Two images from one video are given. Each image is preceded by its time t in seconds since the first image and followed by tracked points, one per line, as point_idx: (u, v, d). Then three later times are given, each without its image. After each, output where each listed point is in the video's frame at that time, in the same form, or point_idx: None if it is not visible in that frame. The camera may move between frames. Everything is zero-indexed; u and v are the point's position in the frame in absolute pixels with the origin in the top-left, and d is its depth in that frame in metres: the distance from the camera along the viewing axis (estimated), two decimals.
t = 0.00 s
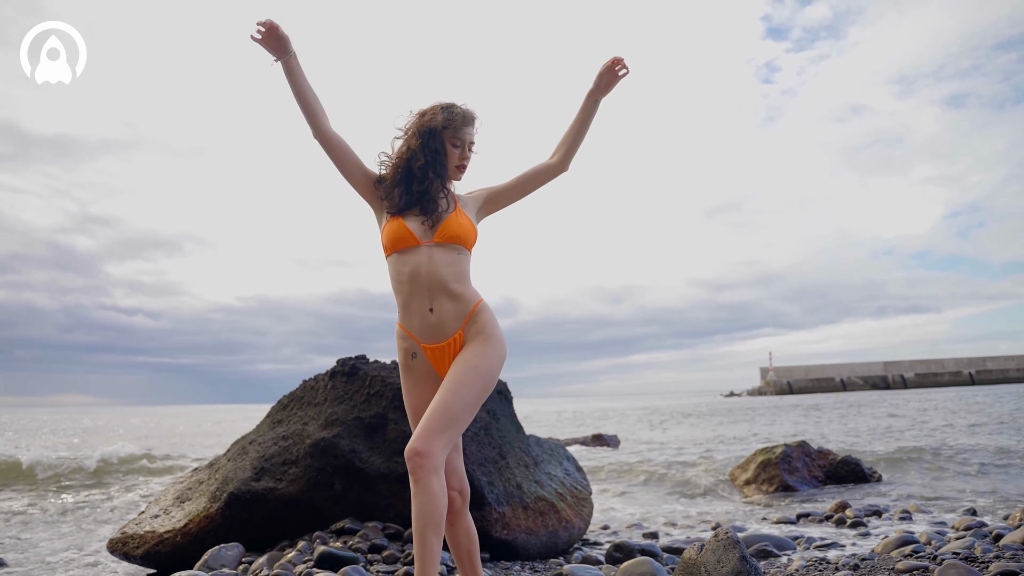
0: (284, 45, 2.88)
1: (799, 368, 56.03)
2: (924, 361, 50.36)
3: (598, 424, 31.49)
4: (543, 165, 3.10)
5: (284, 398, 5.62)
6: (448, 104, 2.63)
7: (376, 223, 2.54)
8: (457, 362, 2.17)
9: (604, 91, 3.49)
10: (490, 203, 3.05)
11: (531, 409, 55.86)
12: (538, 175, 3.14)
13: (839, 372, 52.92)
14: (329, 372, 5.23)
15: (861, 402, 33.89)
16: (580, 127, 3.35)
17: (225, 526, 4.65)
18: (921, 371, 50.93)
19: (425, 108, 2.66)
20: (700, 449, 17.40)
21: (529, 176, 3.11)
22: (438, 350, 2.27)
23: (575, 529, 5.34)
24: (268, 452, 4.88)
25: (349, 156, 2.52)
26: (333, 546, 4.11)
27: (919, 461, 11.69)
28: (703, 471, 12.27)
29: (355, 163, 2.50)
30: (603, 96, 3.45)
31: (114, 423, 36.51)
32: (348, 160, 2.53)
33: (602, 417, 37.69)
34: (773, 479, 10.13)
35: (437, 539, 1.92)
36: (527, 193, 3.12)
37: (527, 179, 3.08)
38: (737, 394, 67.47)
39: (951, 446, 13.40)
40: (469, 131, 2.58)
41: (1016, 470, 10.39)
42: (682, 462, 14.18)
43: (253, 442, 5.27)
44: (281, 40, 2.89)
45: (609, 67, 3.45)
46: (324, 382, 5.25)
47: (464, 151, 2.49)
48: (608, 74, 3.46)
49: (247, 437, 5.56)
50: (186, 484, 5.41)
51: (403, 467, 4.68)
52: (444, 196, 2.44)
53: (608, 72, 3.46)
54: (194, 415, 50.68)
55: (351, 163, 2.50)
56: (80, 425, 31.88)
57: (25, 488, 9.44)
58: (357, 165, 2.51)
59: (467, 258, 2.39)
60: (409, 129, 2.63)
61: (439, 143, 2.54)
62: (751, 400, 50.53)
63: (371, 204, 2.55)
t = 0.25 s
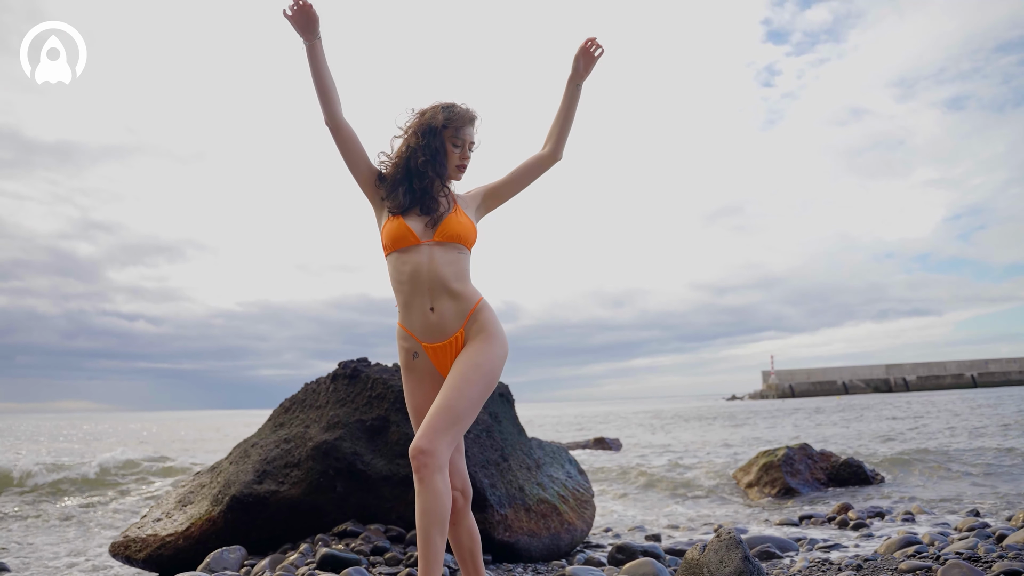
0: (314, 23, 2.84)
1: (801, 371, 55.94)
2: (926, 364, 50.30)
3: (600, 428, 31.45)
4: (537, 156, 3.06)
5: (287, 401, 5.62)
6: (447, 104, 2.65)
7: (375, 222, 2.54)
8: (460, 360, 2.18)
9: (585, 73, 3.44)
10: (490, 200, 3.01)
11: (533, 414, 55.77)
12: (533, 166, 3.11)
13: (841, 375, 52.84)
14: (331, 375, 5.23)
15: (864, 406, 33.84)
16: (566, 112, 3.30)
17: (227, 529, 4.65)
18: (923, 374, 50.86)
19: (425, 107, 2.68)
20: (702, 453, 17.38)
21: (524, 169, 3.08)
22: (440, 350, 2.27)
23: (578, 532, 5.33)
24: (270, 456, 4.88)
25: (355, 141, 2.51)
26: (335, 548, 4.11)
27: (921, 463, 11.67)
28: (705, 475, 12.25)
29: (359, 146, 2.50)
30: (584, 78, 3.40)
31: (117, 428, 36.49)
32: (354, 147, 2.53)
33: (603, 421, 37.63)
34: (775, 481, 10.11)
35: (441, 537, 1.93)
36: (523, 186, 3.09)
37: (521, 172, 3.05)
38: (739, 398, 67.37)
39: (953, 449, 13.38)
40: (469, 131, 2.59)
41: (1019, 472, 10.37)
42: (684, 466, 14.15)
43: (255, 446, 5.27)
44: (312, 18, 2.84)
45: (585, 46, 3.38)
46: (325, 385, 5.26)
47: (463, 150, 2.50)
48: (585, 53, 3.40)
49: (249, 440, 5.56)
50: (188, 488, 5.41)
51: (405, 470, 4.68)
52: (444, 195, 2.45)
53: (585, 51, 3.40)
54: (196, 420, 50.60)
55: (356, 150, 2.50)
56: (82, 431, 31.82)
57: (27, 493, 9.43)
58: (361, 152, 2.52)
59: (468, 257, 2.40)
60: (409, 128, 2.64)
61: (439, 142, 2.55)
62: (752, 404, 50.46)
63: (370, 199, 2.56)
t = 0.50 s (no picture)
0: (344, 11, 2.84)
1: (803, 374, 55.87)
2: (928, 366, 50.24)
3: (602, 432, 31.43)
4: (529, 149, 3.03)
5: (288, 404, 5.62)
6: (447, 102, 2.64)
7: (375, 220, 2.54)
8: (461, 359, 2.18)
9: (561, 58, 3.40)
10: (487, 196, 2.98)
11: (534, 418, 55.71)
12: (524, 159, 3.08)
13: (843, 378, 52.78)
14: (333, 378, 5.24)
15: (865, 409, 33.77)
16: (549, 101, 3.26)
17: (229, 531, 4.65)
18: (925, 376, 50.79)
19: (426, 105, 2.68)
20: (704, 456, 17.36)
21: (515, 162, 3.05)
22: (442, 348, 2.27)
23: (580, 534, 5.32)
24: (272, 458, 4.88)
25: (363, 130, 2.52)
26: (337, 550, 4.12)
27: (923, 465, 11.65)
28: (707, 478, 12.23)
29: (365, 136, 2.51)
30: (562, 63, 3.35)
31: (119, 435, 36.47)
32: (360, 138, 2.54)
33: (605, 425, 37.59)
34: (777, 484, 10.09)
35: (443, 535, 1.93)
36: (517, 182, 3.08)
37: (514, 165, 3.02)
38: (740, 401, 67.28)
39: (956, 451, 13.36)
40: (469, 129, 2.60)
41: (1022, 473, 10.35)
42: (686, 469, 14.14)
43: (256, 448, 5.27)
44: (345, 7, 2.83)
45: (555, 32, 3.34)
46: (327, 387, 5.26)
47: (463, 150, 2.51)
48: (556, 39, 3.36)
49: (251, 443, 5.56)
50: (190, 491, 5.42)
51: (407, 471, 4.68)
52: (443, 193, 2.45)
53: (556, 37, 3.36)
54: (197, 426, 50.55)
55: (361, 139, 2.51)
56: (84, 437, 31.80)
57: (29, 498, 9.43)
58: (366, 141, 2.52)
59: (468, 256, 2.40)
60: (409, 126, 2.65)
61: (439, 140, 2.56)
62: (754, 407, 50.40)
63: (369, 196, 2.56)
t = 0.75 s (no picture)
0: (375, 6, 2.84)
1: (805, 378, 55.77)
2: (930, 370, 50.13)
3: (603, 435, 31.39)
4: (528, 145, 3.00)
5: (290, 405, 5.63)
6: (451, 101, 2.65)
7: (377, 218, 2.55)
8: (464, 358, 2.18)
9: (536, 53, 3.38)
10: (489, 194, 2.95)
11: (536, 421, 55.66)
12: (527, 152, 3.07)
13: (846, 382, 52.69)
14: (335, 379, 5.24)
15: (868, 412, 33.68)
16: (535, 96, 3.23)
17: (229, 532, 4.65)
18: (928, 380, 50.70)
19: (427, 104, 2.69)
20: (706, 459, 17.34)
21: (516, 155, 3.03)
22: (444, 348, 2.27)
23: (581, 535, 5.32)
24: (274, 458, 4.89)
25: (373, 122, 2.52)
26: (339, 550, 4.12)
27: (925, 468, 11.63)
28: (709, 481, 12.21)
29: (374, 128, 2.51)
30: (542, 58, 3.33)
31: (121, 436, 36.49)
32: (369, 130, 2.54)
33: (607, 428, 37.55)
34: (779, 486, 10.07)
35: (443, 534, 1.93)
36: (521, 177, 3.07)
37: (517, 158, 3.01)
38: (742, 405, 67.17)
39: (958, 455, 13.33)
40: (470, 127, 2.60)
41: None
42: (688, 472, 14.12)
43: (258, 449, 5.28)
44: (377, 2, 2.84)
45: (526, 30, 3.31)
46: (329, 388, 5.26)
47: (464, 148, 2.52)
48: (528, 37, 3.34)
49: (253, 444, 5.56)
50: (192, 491, 5.42)
51: (409, 472, 4.68)
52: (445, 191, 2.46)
53: (530, 34, 3.34)
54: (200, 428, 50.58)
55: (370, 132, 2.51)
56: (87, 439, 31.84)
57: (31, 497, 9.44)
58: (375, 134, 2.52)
59: (471, 256, 2.40)
60: (410, 126, 2.65)
61: (442, 139, 2.56)
62: (756, 410, 50.31)
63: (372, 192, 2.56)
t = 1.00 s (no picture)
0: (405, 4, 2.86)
1: (809, 381, 55.64)
2: (934, 373, 50.00)
3: (606, 438, 31.35)
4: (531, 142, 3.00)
5: (294, 406, 5.63)
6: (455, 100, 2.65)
7: (381, 217, 2.54)
8: (468, 358, 2.18)
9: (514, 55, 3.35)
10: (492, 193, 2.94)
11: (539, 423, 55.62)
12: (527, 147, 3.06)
13: (849, 385, 52.55)
14: (338, 380, 5.24)
15: (871, 416, 33.59)
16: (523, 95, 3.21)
17: (233, 533, 4.65)
18: (932, 383, 50.56)
19: (430, 104, 2.69)
20: (709, 462, 17.30)
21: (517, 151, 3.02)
22: (448, 348, 2.27)
23: (585, 537, 5.31)
24: (277, 460, 4.89)
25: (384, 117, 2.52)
26: (342, 552, 4.12)
27: (929, 471, 11.59)
28: (713, 483, 12.19)
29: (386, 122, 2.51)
30: (523, 57, 3.30)
31: (125, 438, 36.55)
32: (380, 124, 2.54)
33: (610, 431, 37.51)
34: (783, 489, 10.05)
35: (448, 533, 1.92)
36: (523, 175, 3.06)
37: (519, 155, 3.00)
38: (746, 408, 67.04)
39: (963, 458, 13.29)
40: (473, 127, 2.60)
41: None
42: (691, 474, 14.10)
43: (262, 450, 5.28)
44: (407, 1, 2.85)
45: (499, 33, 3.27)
46: (333, 389, 5.26)
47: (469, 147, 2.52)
48: (504, 41, 3.31)
49: (256, 445, 5.56)
50: (195, 492, 5.42)
51: (413, 473, 4.68)
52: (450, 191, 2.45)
53: (506, 36, 3.31)
54: (203, 430, 50.63)
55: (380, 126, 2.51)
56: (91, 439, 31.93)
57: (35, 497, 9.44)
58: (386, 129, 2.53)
59: (473, 256, 2.40)
60: (413, 125, 2.65)
61: (446, 138, 2.56)
62: (759, 413, 50.22)
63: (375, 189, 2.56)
